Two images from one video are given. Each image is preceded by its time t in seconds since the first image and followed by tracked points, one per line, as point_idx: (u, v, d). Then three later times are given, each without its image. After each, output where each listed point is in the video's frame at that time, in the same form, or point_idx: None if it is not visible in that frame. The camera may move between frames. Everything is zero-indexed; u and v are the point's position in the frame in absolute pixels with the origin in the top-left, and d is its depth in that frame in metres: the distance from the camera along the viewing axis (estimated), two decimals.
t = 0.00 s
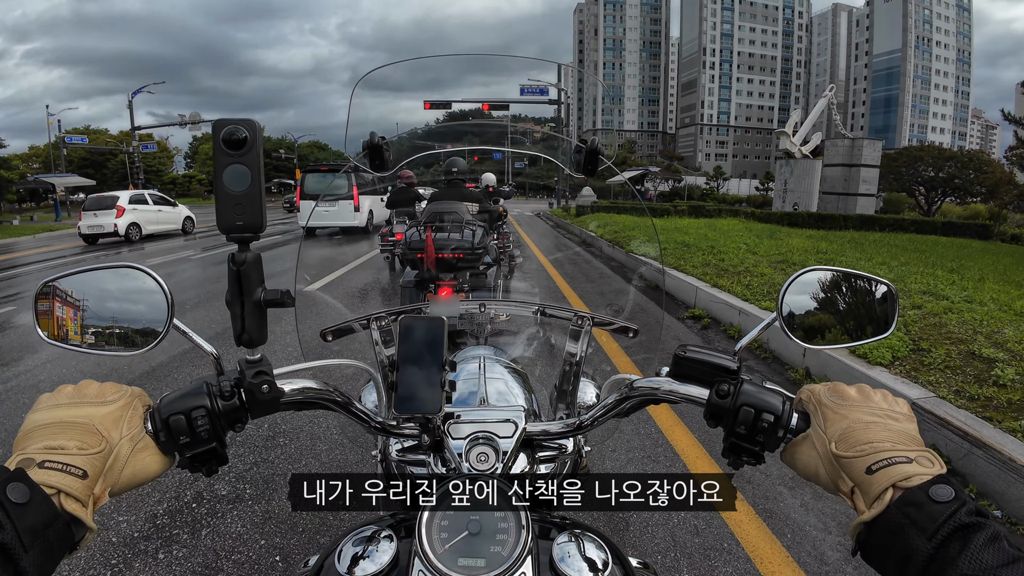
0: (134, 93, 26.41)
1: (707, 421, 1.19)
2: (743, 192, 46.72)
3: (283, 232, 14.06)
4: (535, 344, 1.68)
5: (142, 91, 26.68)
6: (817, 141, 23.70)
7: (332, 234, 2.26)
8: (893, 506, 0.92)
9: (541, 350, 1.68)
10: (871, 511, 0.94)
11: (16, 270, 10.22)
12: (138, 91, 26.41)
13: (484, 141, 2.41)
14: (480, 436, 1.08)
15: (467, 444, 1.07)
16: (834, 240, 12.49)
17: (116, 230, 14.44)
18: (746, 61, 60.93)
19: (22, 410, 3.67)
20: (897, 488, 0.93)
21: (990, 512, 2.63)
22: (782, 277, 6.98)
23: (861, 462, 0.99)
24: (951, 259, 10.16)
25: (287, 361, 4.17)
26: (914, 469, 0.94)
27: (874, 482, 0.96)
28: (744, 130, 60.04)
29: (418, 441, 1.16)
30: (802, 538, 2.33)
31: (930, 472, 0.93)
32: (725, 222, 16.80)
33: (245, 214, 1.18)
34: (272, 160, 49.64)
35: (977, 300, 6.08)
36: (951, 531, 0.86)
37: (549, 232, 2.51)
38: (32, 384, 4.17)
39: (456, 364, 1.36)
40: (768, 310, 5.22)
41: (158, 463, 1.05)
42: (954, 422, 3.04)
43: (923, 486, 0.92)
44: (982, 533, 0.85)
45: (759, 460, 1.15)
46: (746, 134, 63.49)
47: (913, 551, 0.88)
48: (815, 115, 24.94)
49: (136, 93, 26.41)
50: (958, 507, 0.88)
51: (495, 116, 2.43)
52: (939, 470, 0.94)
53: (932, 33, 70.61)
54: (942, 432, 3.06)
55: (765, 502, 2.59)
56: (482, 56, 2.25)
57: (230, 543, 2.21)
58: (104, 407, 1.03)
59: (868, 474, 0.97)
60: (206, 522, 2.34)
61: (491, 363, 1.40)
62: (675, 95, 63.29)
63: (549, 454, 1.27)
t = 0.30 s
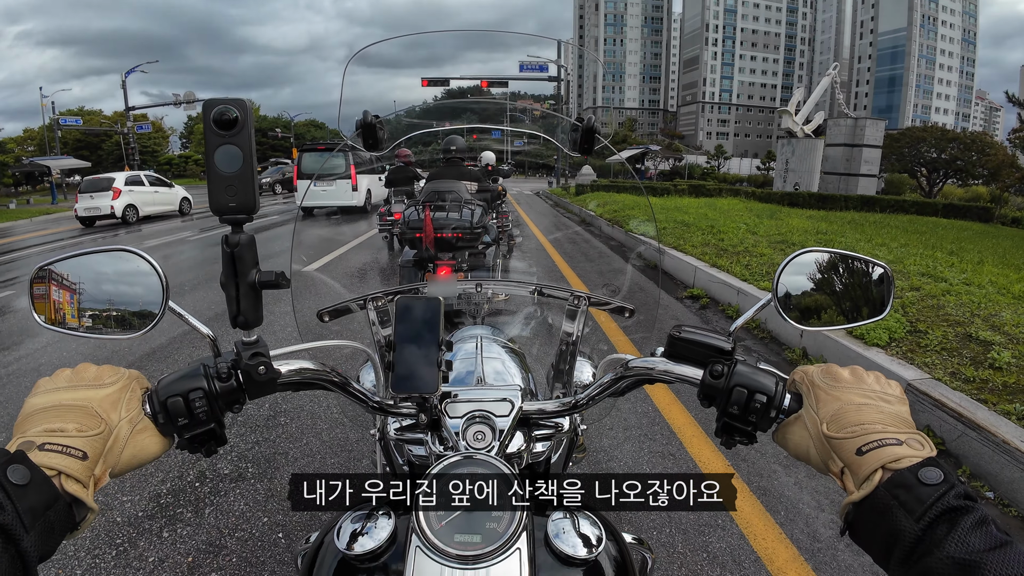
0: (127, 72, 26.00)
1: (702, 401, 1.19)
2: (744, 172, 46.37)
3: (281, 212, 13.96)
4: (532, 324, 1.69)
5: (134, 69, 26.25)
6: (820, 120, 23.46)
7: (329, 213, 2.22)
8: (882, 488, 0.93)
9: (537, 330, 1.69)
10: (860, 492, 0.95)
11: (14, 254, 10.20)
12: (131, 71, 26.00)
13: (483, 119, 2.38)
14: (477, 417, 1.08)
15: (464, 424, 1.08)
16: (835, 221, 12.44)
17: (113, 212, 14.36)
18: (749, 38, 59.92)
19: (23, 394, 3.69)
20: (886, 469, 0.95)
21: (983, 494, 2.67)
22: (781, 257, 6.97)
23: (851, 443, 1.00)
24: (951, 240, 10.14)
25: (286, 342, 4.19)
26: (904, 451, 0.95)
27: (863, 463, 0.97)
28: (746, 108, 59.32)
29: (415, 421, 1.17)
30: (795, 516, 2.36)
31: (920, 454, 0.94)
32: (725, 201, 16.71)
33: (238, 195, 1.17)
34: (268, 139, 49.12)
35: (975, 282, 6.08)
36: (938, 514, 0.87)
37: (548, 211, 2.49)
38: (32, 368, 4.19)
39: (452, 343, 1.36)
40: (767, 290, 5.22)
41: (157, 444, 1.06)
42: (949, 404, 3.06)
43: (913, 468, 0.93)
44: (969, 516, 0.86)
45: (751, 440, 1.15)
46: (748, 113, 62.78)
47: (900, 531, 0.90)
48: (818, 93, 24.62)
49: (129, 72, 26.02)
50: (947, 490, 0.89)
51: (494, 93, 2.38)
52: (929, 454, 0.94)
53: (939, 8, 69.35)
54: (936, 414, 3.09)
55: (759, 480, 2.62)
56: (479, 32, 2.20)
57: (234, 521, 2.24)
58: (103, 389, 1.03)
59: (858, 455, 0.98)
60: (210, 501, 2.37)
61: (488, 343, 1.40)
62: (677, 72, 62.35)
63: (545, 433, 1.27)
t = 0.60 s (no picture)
0: (123, 61, 25.80)
1: (702, 391, 1.19)
2: (745, 160, 46.18)
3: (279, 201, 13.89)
4: (532, 313, 1.68)
5: (130, 58, 26.03)
6: (821, 108, 23.33)
7: (328, 202, 2.27)
8: (879, 477, 0.94)
9: (537, 319, 1.69)
10: (858, 480, 0.95)
11: (13, 246, 10.18)
12: (127, 59, 25.79)
13: (483, 107, 2.34)
14: (478, 406, 1.08)
15: (465, 413, 1.08)
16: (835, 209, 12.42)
17: (111, 203, 14.31)
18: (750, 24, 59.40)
19: (24, 386, 3.70)
20: (885, 459, 0.96)
21: (980, 483, 2.69)
22: (781, 246, 6.96)
23: (850, 433, 1.01)
24: (951, 230, 10.13)
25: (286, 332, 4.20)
26: (902, 441, 0.96)
27: (862, 453, 0.98)
28: (747, 96, 58.95)
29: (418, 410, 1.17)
30: (793, 503, 2.38)
31: (919, 445, 0.95)
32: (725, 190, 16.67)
33: (237, 186, 1.16)
34: (266, 128, 48.80)
35: (974, 272, 6.08)
36: (935, 503, 0.88)
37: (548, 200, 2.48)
38: (34, 359, 4.21)
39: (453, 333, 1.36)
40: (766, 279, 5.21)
41: (161, 435, 1.06)
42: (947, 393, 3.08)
43: (911, 457, 0.94)
44: (967, 505, 0.87)
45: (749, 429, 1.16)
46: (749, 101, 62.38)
47: (897, 520, 0.91)
48: (820, 81, 24.46)
49: (125, 61, 25.82)
50: (944, 480, 0.90)
51: (493, 80, 2.36)
52: (927, 443, 0.95)
53: None
54: (934, 403, 3.11)
55: (757, 467, 2.64)
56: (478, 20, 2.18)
57: (237, 509, 2.26)
58: (105, 381, 1.03)
59: (858, 445, 0.99)
60: (213, 490, 2.39)
61: (488, 333, 1.40)
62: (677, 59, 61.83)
63: (546, 422, 1.28)
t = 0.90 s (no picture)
0: (122, 61, 25.83)
1: (702, 393, 1.19)
2: (745, 159, 46.16)
3: (279, 201, 13.87)
4: (533, 314, 1.68)
5: (131, 58, 26.07)
6: (821, 107, 23.30)
7: (328, 202, 2.26)
8: (879, 480, 0.94)
9: (538, 320, 1.68)
10: (858, 484, 0.95)
11: (12, 247, 10.17)
12: (127, 59, 25.80)
13: (482, 106, 2.34)
14: (479, 408, 1.08)
15: (466, 414, 1.08)
16: (836, 208, 12.40)
17: (111, 203, 14.30)
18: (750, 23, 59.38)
19: (23, 388, 3.69)
20: (884, 462, 0.96)
21: (979, 483, 2.68)
22: (781, 245, 6.96)
23: (850, 435, 1.01)
24: (951, 229, 10.13)
25: (286, 332, 4.19)
26: (901, 444, 0.96)
27: (862, 455, 0.98)
28: (747, 95, 58.91)
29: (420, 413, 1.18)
30: (793, 503, 2.38)
31: (918, 447, 0.95)
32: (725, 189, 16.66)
33: (239, 190, 1.17)
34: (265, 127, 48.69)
35: (974, 271, 6.08)
36: (934, 508, 0.88)
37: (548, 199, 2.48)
38: (35, 360, 4.21)
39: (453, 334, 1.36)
40: (766, 278, 5.20)
41: (165, 438, 1.06)
42: (946, 392, 3.08)
43: (911, 461, 0.93)
44: (966, 510, 0.87)
45: (750, 432, 1.15)
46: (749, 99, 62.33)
47: (895, 524, 0.91)
48: (820, 79, 24.44)
49: (124, 61, 25.84)
50: (942, 483, 0.90)
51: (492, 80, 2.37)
52: (926, 447, 0.95)
53: None
54: (934, 402, 3.11)
55: (757, 467, 2.64)
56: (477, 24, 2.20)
57: (238, 510, 2.26)
58: (109, 384, 1.03)
59: (857, 448, 0.99)
60: (214, 490, 2.39)
61: (490, 334, 1.40)
62: (677, 59, 61.79)
63: (546, 424, 1.27)
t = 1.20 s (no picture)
0: (125, 71, 26.03)
1: (709, 430, 1.18)
2: (744, 168, 46.29)
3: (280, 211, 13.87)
4: (537, 337, 1.65)
5: (134, 69, 26.27)
6: (820, 116, 23.41)
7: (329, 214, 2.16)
8: (881, 522, 0.92)
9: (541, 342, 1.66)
10: (858, 525, 0.93)
11: (14, 257, 10.17)
12: (129, 70, 26.03)
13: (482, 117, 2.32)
14: (485, 435, 1.06)
15: (472, 440, 1.05)
16: (836, 218, 12.42)
17: (113, 213, 14.32)
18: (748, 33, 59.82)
19: (23, 400, 3.66)
20: (886, 503, 0.93)
21: (982, 496, 2.64)
22: (782, 255, 6.95)
23: (853, 475, 0.99)
24: (951, 237, 10.11)
25: (286, 343, 4.16)
26: (904, 485, 0.93)
27: (864, 496, 0.95)
28: (746, 104, 59.20)
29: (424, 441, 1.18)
30: (797, 519, 2.34)
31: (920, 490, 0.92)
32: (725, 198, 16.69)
33: (251, 232, 1.16)
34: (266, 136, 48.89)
35: (975, 280, 6.05)
36: (931, 552, 0.86)
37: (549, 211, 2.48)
38: (36, 373, 4.18)
39: (459, 360, 1.34)
40: (768, 289, 5.18)
41: (177, 478, 1.05)
42: (948, 405, 3.05)
43: (911, 503, 0.91)
44: (962, 555, 0.85)
45: (755, 470, 1.13)
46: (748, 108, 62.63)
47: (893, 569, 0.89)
48: (818, 89, 24.58)
49: (127, 72, 26.05)
50: (940, 528, 0.88)
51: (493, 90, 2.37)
52: (928, 489, 0.93)
53: (939, 2, 69.01)
54: (936, 415, 3.07)
55: (760, 482, 2.61)
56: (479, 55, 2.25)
57: (240, 527, 2.23)
58: (122, 428, 1.02)
59: (859, 488, 0.97)
60: (215, 507, 2.35)
61: (494, 358, 1.38)
62: (676, 68, 62.19)
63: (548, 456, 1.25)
